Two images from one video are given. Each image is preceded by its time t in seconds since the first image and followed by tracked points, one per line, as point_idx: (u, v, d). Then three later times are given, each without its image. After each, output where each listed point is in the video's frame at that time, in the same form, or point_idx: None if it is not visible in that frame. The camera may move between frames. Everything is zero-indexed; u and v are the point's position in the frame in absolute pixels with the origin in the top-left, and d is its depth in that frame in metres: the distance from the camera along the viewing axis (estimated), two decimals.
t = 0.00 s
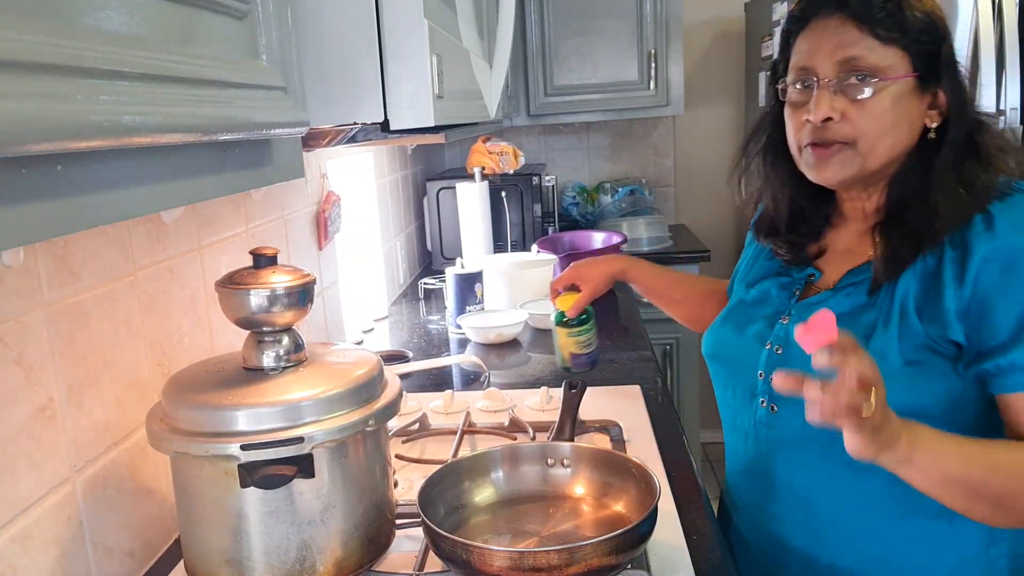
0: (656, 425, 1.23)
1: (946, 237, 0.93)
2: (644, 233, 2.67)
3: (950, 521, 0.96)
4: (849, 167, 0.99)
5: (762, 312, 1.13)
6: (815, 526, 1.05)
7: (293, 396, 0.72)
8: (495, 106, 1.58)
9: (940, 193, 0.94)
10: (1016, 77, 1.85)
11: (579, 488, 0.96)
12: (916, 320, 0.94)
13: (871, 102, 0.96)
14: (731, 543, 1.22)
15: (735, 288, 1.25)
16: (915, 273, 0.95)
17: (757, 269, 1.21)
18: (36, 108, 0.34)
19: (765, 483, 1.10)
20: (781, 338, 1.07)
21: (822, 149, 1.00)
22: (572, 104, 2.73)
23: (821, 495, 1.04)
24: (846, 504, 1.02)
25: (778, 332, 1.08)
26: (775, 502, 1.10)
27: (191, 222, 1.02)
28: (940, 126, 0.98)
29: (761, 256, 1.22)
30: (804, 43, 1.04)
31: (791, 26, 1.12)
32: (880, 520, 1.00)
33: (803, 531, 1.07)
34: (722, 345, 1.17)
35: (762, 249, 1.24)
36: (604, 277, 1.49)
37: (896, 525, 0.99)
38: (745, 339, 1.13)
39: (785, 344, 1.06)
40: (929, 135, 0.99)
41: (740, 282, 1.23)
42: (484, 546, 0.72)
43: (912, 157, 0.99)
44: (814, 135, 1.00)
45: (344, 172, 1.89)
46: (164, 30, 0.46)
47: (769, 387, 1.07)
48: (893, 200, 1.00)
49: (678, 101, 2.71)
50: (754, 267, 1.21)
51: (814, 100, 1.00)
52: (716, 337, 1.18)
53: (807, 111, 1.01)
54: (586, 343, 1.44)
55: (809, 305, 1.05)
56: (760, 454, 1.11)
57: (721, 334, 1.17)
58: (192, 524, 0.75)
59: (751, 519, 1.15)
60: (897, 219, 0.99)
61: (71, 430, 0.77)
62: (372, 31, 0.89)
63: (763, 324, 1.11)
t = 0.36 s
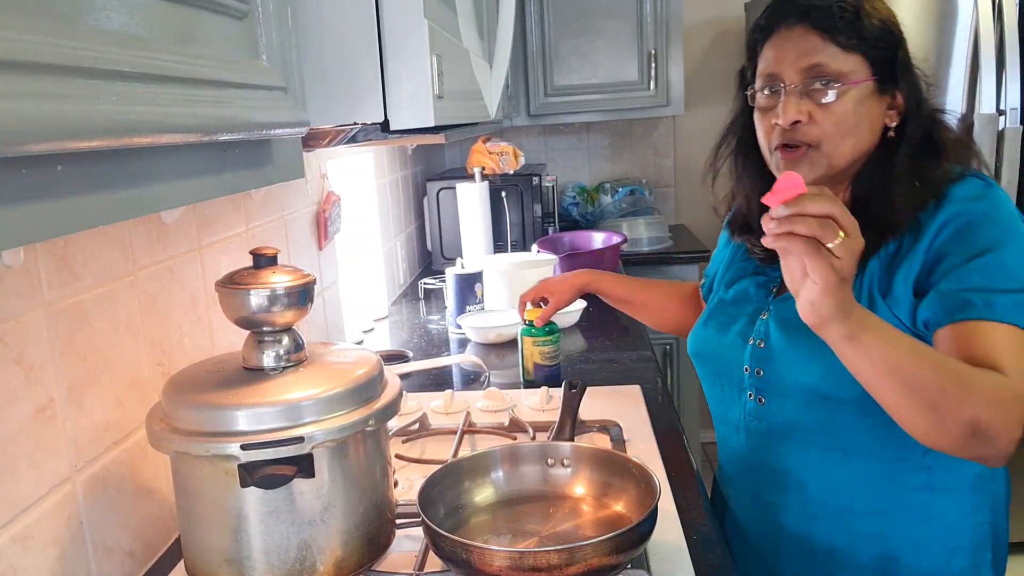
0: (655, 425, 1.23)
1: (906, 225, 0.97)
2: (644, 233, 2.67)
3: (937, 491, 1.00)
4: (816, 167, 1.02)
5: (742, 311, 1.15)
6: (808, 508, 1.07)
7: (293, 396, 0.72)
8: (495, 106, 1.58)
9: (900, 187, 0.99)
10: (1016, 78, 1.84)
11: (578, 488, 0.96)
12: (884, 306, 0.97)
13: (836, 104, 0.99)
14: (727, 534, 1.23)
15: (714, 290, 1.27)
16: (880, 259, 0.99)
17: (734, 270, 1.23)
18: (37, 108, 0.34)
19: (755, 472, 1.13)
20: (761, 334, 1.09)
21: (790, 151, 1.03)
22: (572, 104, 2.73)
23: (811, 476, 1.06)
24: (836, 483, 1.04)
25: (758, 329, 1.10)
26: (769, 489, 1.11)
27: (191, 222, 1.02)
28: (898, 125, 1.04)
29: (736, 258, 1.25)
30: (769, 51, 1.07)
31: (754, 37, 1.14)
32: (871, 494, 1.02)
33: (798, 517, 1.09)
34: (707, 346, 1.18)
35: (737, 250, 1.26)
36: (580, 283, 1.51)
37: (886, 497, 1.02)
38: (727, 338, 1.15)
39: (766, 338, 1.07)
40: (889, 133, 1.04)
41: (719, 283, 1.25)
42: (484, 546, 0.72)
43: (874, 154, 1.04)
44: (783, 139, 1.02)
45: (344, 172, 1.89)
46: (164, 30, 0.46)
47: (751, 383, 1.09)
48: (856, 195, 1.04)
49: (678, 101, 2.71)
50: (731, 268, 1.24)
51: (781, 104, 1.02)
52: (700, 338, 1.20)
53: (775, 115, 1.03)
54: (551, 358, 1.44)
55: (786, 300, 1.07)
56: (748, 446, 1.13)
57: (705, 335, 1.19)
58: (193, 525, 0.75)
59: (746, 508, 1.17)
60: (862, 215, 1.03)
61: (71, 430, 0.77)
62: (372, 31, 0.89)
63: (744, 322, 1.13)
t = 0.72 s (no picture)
0: (655, 426, 1.23)
1: (883, 222, 1.00)
2: (644, 233, 2.67)
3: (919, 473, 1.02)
4: (794, 170, 1.04)
5: (727, 310, 1.15)
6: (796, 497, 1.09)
7: (293, 396, 0.72)
8: (495, 106, 1.58)
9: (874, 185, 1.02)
10: (1016, 78, 1.83)
11: (579, 488, 0.96)
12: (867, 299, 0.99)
13: (811, 109, 1.01)
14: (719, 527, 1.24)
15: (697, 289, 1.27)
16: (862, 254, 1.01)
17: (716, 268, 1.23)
18: (37, 108, 0.34)
19: (745, 465, 1.14)
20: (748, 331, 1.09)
21: (769, 154, 1.05)
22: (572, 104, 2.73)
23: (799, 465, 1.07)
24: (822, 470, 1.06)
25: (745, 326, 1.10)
26: (759, 480, 1.12)
27: (192, 222, 1.02)
28: (871, 127, 1.07)
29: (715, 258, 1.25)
30: (746, 58, 1.09)
31: (732, 44, 1.16)
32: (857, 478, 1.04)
33: (789, 508, 1.10)
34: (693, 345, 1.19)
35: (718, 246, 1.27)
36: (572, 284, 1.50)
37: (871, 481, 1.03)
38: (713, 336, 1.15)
39: (754, 334, 1.08)
40: (862, 135, 1.07)
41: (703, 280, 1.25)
42: (483, 546, 0.72)
43: (848, 155, 1.07)
44: (761, 143, 1.04)
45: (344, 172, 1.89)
46: (165, 31, 0.46)
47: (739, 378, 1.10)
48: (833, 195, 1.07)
49: (678, 101, 2.71)
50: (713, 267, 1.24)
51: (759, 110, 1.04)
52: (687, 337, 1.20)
53: (754, 121, 1.05)
54: (545, 356, 1.44)
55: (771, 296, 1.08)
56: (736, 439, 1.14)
57: (692, 333, 1.19)
58: (193, 524, 0.75)
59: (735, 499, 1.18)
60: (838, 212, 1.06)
61: (71, 430, 0.77)
62: (373, 32, 0.89)
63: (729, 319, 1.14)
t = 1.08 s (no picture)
0: (655, 426, 1.23)
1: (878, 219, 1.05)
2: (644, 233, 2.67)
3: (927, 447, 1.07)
4: (789, 170, 1.08)
5: (734, 305, 1.16)
6: (814, 483, 1.11)
7: (294, 396, 0.72)
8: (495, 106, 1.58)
9: (868, 182, 1.07)
10: (1016, 77, 1.83)
11: (579, 488, 0.96)
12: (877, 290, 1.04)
13: (804, 112, 1.05)
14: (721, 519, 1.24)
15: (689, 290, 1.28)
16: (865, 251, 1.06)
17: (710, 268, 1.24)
18: (36, 107, 0.34)
19: (758, 454, 1.15)
20: (763, 323, 1.11)
21: (764, 156, 1.08)
22: (572, 104, 2.73)
23: (816, 453, 1.10)
24: (840, 455, 1.09)
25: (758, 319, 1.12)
26: (773, 470, 1.14)
27: (192, 222, 1.02)
28: (857, 129, 1.10)
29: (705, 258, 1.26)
30: (741, 65, 1.12)
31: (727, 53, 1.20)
32: (874, 457, 1.08)
33: (804, 493, 1.12)
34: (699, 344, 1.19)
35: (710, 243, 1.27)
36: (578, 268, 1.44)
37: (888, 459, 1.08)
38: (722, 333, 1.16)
39: (770, 326, 1.10)
40: (849, 137, 1.11)
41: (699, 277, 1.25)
42: (484, 546, 0.72)
43: (839, 155, 1.11)
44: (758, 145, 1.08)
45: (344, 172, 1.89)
46: (164, 30, 0.46)
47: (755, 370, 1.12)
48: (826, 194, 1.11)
49: (678, 101, 2.72)
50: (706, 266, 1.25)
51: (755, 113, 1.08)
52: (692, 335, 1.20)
53: (751, 123, 1.09)
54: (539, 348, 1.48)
55: (783, 291, 1.10)
56: (748, 433, 1.16)
57: (697, 330, 1.19)
58: (193, 524, 0.75)
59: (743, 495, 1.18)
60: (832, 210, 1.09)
61: (71, 430, 0.77)
62: (373, 32, 0.89)
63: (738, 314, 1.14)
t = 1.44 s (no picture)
0: (655, 426, 1.23)
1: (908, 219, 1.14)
2: (645, 233, 2.67)
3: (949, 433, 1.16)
4: (828, 173, 1.14)
5: (784, 301, 1.18)
6: (860, 472, 1.16)
7: (293, 396, 0.72)
8: (495, 106, 1.58)
9: (897, 183, 1.15)
10: (1016, 78, 1.85)
11: (579, 488, 0.97)
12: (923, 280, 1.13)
13: (845, 121, 1.12)
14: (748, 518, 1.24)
15: (718, 288, 1.26)
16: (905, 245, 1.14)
17: (747, 266, 1.23)
18: (35, 107, 0.34)
19: (806, 445, 1.18)
20: (822, 318, 1.14)
21: (803, 161, 1.14)
22: (572, 104, 2.73)
23: (864, 441, 1.15)
24: (884, 443, 1.15)
25: (818, 313, 1.15)
26: (823, 459, 1.17)
27: (192, 222, 1.02)
28: (885, 137, 1.18)
29: (733, 255, 1.25)
30: (782, 75, 1.18)
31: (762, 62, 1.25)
32: (912, 445, 1.15)
33: (855, 478, 1.16)
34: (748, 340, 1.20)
35: (740, 239, 1.25)
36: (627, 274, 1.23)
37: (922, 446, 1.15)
38: (775, 328, 1.17)
39: (832, 320, 1.14)
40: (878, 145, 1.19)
41: (734, 273, 1.24)
42: (484, 546, 0.72)
43: (868, 161, 1.18)
44: (801, 150, 1.13)
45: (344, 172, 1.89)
46: (164, 31, 0.46)
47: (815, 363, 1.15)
48: (860, 198, 1.18)
49: (678, 101, 2.71)
50: (739, 264, 1.24)
51: (798, 120, 1.13)
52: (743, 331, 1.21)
53: (792, 129, 1.14)
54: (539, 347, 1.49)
55: (840, 285, 1.14)
56: (796, 427, 1.18)
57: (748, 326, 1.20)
58: (193, 524, 0.75)
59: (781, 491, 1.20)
60: (866, 212, 1.16)
61: (71, 430, 0.77)
62: (373, 31, 0.89)
63: (795, 310, 1.16)
